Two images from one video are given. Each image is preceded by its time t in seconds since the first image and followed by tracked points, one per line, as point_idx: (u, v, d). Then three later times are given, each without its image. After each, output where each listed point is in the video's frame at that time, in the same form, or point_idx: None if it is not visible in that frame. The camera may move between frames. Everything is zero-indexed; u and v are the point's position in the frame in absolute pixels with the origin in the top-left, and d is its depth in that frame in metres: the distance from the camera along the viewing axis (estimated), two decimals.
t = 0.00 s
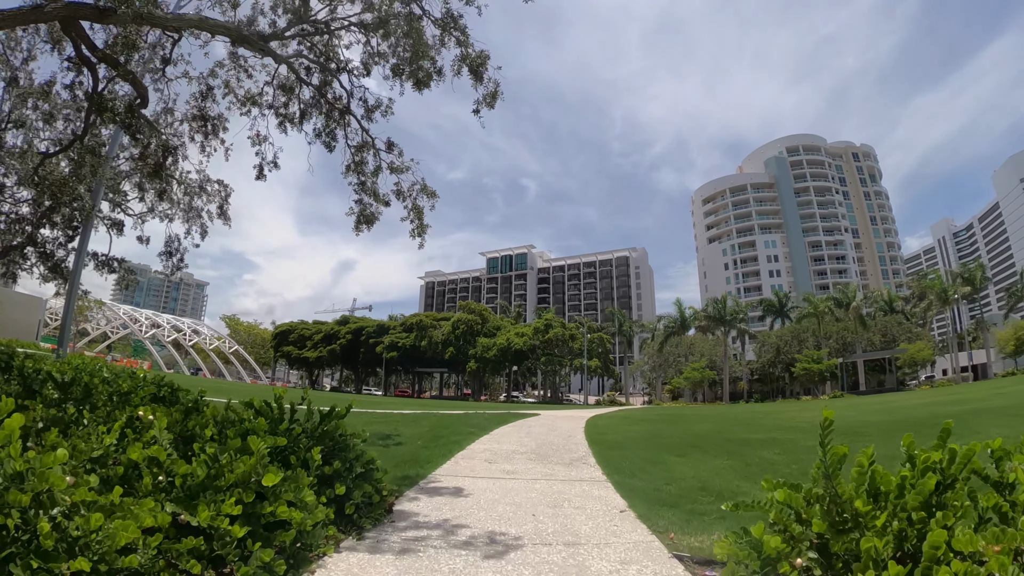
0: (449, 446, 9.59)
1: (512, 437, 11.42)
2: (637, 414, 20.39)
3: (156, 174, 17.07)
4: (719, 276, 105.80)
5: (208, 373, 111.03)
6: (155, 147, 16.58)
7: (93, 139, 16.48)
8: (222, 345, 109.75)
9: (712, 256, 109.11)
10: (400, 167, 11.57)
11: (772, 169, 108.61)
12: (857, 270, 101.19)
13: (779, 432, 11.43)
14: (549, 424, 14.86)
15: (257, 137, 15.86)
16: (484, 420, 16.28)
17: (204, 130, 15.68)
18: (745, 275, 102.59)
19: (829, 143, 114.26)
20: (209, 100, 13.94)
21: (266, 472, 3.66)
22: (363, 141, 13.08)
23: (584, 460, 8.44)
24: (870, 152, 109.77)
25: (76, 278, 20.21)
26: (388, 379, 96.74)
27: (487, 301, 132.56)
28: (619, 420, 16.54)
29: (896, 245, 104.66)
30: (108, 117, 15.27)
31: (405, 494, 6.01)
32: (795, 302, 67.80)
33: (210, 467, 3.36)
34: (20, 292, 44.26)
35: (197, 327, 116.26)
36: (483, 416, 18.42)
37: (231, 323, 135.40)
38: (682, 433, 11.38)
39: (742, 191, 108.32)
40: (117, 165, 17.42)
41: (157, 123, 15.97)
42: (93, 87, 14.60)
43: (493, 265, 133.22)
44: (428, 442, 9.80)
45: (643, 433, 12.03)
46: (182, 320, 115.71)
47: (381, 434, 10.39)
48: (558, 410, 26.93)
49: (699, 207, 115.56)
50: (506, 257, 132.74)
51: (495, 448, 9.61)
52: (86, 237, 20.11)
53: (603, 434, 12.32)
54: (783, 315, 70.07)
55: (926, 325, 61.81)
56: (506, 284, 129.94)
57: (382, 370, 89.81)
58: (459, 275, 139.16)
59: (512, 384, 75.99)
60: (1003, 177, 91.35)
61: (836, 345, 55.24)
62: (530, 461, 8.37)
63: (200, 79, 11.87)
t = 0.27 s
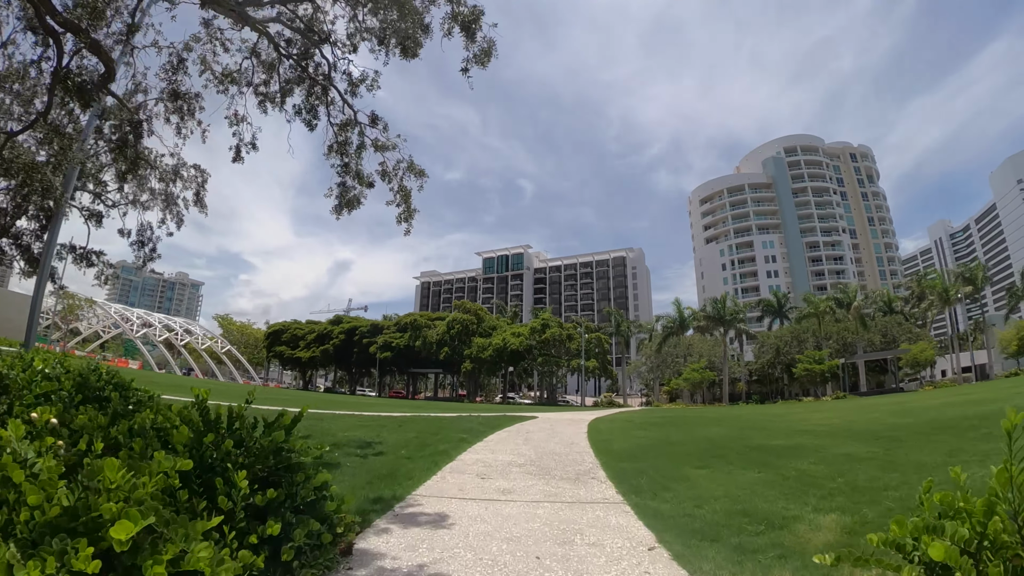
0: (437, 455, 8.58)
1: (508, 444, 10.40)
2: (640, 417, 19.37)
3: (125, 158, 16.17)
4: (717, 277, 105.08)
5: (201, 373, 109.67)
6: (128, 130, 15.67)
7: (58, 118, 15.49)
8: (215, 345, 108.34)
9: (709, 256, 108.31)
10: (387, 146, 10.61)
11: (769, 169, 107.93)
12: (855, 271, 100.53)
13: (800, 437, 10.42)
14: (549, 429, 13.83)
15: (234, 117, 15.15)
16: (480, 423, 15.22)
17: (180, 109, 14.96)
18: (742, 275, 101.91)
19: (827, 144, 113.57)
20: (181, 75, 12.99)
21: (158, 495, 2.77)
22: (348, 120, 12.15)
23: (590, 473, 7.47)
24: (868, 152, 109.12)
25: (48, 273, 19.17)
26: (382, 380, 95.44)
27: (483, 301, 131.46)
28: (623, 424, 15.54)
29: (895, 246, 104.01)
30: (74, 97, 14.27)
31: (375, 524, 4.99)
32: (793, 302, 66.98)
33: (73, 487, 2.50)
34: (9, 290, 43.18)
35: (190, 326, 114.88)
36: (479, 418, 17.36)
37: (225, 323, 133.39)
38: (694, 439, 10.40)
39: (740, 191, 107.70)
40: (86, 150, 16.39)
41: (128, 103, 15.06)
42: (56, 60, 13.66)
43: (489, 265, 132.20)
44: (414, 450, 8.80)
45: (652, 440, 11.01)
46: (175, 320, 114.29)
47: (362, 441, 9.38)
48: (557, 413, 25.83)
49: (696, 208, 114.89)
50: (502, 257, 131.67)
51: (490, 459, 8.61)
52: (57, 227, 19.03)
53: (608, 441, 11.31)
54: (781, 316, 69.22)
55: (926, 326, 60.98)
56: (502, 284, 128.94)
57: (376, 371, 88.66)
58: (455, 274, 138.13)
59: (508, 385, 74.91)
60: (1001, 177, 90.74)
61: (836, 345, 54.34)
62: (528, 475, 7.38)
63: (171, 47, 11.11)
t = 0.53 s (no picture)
0: (419, 467, 7.47)
1: (501, 452, 9.29)
2: (640, 418, 18.29)
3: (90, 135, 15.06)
4: (711, 276, 104.43)
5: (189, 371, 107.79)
6: (93, 104, 14.57)
7: (17, 91, 14.35)
8: (204, 343, 106.39)
9: (703, 256, 107.62)
10: (369, 118, 9.56)
11: (764, 168, 107.33)
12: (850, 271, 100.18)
13: (824, 444, 9.35)
14: (545, 433, 12.71)
15: (206, 91, 14.19)
16: (471, 425, 14.09)
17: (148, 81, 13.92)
18: (737, 274, 101.28)
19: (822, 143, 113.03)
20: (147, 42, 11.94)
21: None
22: (328, 91, 11.14)
23: (595, 491, 6.42)
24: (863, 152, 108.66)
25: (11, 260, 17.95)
26: (372, 379, 93.95)
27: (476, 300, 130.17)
28: (623, 427, 14.44)
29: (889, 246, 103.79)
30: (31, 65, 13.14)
31: (320, 568, 3.89)
32: (789, 302, 66.26)
33: None
34: None
35: (179, 324, 112.77)
36: (469, 419, 16.23)
37: (214, 320, 131.07)
38: (708, 447, 9.33)
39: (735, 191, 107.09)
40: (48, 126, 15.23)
41: (92, 74, 13.96)
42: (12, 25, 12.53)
43: (482, 264, 130.88)
44: (392, 461, 7.69)
45: (659, 447, 9.94)
46: (163, 317, 112.29)
47: (335, 449, 8.24)
48: (552, 414, 24.68)
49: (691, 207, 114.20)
50: (495, 256, 130.36)
51: (478, 472, 7.52)
52: (19, 212, 17.78)
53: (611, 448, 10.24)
54: (777, 316, 68.43)
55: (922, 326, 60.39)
56: (495, 283, 127.70)
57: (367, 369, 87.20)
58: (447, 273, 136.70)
59: (501, 384, 73.67)
60: (996, 178, 90.49)
61: (834, 345, 53.51)
62: (524, 493, 6.30)
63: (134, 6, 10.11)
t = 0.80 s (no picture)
0: (390, 485, 6.31)
1: (490, 463, 8.15)
2: (640, 420, 17.34)
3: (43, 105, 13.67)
4: (704, 276, 103.87)
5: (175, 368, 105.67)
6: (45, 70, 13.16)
7: None
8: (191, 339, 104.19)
9: (696, 255, 106.99)
10: (340, 74, 8.39)
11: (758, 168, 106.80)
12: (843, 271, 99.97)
13: (867, 452, 8.39)
14: (542, 438, 11.63)
15: (168, 55, 12.88)
16: (461, 428, 12.99)
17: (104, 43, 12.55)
18: (730, 274, 100.73)
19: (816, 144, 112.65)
20: None
21: None
22: (300, 48, 9.92)
23: (614, 521, 5.38)
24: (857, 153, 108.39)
25: None
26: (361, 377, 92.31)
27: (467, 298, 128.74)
28: (623, 430, 13.45)
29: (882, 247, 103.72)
30: None
31: None
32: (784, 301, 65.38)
33: None
34: None
35: (164, 320, 110.22)
36: (457, 421, 15.09)
37: (200, 316, 128.49)
38: (737, 457, 8.37)
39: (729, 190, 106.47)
40: None
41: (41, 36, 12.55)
42: None
43: (474, 261, 129.40)
44: (358, 476, 6.53)
45: (680, 457, 8.97)
46: (149, 313, 109.94)
47: (294, 460, 7.06)
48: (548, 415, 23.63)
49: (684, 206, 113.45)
50: (487, 253, 128.93)
51: (464, 492, 6.32)
52: None
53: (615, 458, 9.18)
54: (771, 316, 67.15)
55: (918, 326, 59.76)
56: (487, 281, 126.38)
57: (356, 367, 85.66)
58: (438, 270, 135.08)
59: (492, 383, 72.41)
60: (989, 180, 90.63)
61: (830, 345, 52.66)
62: (523, 526, 5.14)
63: None
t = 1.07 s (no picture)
0: (355, 511, 5.28)
1: (481, 477, 7.12)
2: (643, 422, 16.37)
3: None
4: (699, 275, 103.23)
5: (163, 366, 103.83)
6: None
7: None
8: (179, 337, 102.38)
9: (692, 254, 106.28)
10: (314, 25, 7.36)
11: (754, 167, 106.13)
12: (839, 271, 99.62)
13: (918, 458, 7.54)
14: (541, 443, 10.64)
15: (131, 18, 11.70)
16: (452, 431, 11.97)
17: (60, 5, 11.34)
18: (726, 273, 100.08)
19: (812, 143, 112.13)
20: None
21: None
22: None
23: (644, 563, 4.32)
24: (854, 153, 107.98)
25: None
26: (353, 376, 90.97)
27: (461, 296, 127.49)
28: (627, 432, 12.49)
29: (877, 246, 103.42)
30: None
31: None
32: (781, 300, 64.57)
33: None
34: None
35: (154, 317, 108.11)
36: (448, 423, 14.06)
37: (190, 314, 126.54)
38: (773, 466, 7.49)
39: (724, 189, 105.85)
40: None
41: None
42: None
43: (467, 260, 128.14)
44: (319, 498, 5.53)
45: (704, 464, 8.06)
46: (137, 310, 107.97)
47: (246, 475, 6.08)
48: (543, 416, 22.66)
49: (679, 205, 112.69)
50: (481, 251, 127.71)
51: (449, 519, 5.23)
52: None
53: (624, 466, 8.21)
54: (768, 315, 66.31)
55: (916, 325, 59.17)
56: (480, 280, 125.16)
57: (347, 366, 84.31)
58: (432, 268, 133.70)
59: (485, 382, 71.31)
60: (985, 181, 90.58)
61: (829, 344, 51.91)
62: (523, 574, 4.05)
63: None
